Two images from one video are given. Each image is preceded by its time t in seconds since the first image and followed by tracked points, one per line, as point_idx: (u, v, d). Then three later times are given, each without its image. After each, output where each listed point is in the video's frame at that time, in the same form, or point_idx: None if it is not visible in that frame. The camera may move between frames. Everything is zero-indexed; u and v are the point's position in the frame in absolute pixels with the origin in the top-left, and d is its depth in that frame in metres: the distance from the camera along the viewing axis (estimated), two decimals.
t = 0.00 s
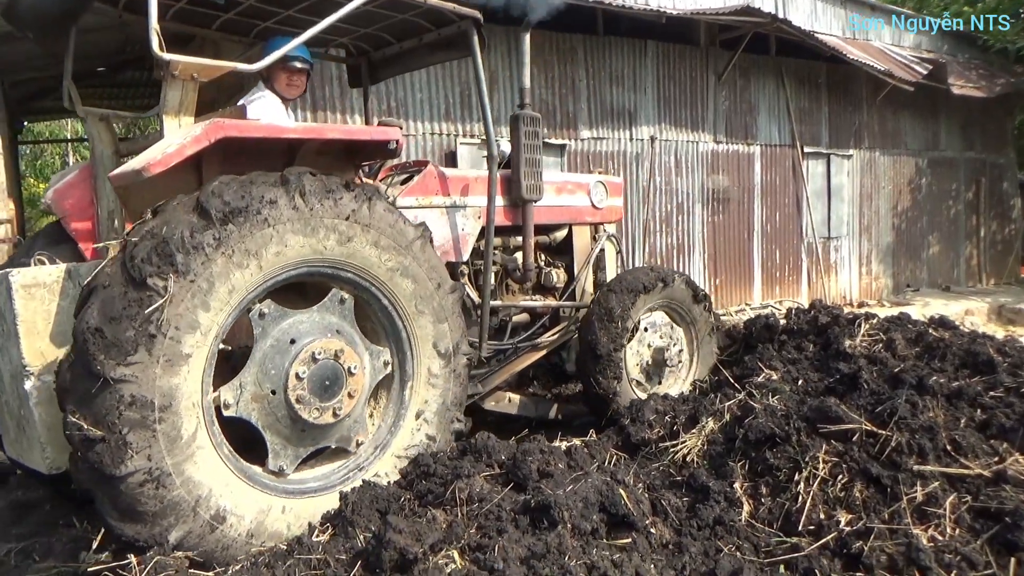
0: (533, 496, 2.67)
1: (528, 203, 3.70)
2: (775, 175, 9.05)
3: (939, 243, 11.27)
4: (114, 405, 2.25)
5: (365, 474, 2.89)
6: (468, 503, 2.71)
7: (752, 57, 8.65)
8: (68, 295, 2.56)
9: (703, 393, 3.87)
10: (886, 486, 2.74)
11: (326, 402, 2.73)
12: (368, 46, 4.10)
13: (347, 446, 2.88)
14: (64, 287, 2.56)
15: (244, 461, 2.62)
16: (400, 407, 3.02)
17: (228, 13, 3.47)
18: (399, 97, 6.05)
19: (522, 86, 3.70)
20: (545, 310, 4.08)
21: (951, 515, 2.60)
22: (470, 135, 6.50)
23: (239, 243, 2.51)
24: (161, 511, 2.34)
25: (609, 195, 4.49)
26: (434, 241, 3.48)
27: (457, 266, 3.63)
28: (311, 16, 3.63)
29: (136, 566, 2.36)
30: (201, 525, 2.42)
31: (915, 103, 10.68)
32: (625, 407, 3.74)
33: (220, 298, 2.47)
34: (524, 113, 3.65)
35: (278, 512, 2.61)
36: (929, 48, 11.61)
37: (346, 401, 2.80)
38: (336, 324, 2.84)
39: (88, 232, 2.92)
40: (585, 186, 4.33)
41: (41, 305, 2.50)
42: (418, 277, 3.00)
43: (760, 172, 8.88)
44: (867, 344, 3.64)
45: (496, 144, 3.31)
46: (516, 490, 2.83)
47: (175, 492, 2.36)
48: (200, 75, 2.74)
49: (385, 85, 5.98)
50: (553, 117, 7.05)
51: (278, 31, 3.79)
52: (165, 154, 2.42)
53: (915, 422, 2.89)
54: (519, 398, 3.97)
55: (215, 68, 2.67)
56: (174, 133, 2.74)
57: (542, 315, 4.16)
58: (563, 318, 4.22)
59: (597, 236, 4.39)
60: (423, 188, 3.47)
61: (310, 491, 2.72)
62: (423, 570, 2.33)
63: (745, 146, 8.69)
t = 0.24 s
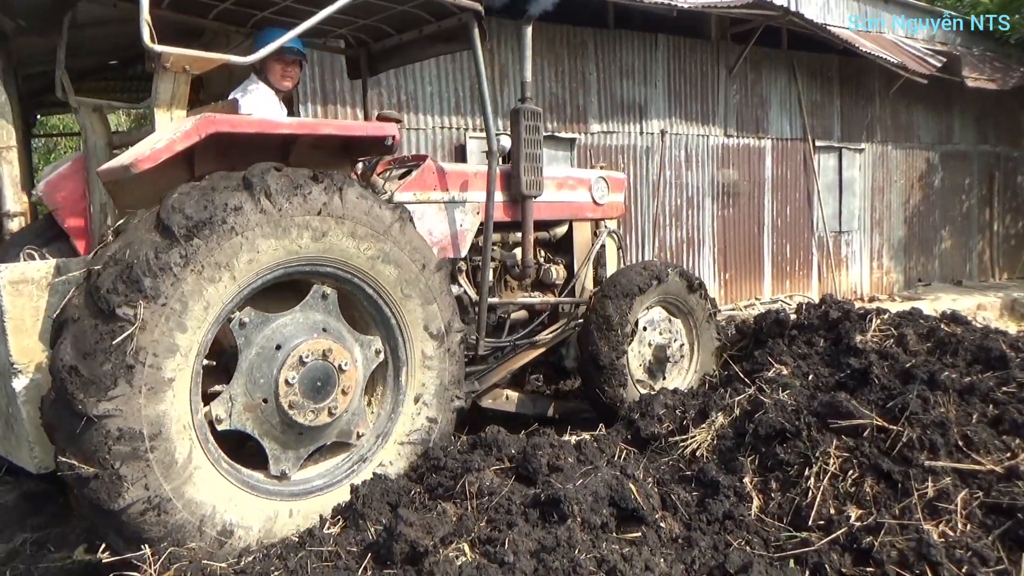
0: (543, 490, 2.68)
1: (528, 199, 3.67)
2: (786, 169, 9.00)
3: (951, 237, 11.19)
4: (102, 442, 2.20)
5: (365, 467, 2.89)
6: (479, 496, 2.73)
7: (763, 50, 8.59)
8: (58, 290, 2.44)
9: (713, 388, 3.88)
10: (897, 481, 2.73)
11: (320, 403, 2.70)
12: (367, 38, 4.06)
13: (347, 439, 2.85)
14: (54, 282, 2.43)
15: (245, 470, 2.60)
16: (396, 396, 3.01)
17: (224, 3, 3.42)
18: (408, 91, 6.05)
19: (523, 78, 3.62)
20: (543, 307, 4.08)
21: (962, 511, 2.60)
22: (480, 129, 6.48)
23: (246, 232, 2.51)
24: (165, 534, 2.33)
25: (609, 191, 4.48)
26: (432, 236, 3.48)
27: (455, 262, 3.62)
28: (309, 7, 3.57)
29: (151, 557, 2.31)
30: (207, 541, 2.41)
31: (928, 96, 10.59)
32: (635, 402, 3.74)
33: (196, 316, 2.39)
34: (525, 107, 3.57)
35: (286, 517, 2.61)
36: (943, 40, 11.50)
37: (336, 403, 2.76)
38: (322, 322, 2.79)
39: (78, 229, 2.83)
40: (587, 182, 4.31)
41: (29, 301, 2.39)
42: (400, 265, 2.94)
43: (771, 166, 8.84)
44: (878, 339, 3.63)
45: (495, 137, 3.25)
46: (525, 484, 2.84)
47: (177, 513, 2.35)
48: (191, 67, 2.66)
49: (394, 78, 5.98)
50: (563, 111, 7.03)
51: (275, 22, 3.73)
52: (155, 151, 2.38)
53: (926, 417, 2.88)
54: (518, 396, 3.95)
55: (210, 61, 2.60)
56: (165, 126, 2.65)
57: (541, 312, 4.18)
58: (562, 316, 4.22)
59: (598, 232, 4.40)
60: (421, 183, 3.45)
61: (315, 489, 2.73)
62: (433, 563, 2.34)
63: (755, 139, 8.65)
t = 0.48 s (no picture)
0: (549, 484, 2.69)
1: (523, 195, 3.65)
2: (795, 164, 8.97)
3: (960, 233, 11.13)
4: (87, 477, 2.16)
5: (359, 458, 2.82)
6: (485, 490, 2.74)
7: (772, 45, 8.55)
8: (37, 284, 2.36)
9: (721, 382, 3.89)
10: (904, 477, 2.73)
11: (307, 404, 2.62)
12: (360, 30, 4.03)
13: (340, 429, 2.79)
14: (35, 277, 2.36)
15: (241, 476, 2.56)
16: (385, 386, 2.92)
17: None
18: (416, 86, 6.05)
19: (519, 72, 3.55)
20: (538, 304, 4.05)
21: (969, 507, 2.60)
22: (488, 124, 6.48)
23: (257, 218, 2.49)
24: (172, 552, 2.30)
25: (607, 187, 4.44)
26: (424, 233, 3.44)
27: (448, 259, 3.65)
28: None
29: (161, 549, 2.28)
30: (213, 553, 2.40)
31: (938, 91, 10.53)
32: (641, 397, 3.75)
33: (166, 336, 2.30)
34: (520, 102, 3.51)
35: (289, 517, 2.59)
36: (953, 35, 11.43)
37: (320, 407, 2.66)
38: (299, 320, 2.68)
39: (67, 231, 2.82)
40: (583, 177, 4.27)
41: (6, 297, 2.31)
42: (376, 253, 2.81)
43: (779, 161, 8.81)
44: (886, 335, 3.62)
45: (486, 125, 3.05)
46: (532, 478, 2.85)
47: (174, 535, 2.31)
48: (175, 60, 2.53)
49: (401, 73, 5.97)
50: (571, 105, 7.02)
51: (264, 14, 3.65)
52: (133, 145, 2.28)
53: (934, 413, 2.87)
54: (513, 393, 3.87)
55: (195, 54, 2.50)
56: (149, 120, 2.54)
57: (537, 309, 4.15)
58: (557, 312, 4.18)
59: (594, 228, 4.36)
60: (414, 178, 3.41)
61: (314, 486, 2.69)
62: (440, 555, 2.36)
63: (764, 135, 8.61)
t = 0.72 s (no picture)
0: (553, 478, 2.71)
1: (516, 192, 3.50)
2: (801, 160, 8.94)
3: (967, 229, 11.09)
4: (72, 512, 2.17)
5: (350, 449, 2.80)
6: (490, 484, 2.75)
7: (778, 40, 8.52)
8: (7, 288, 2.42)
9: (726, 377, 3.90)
10: (908, 472, 2.73)
11: (290, 405, 2.60)
12: (351, 23, 4.03)
13: (329, 421, 2.76)
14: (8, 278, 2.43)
15: (235, 482, 2.57)
16: (369, 373, 2.87)
17: None
18: (421, 82, 6.05)
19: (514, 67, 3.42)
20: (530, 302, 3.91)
21: (973, 503, 2.60)
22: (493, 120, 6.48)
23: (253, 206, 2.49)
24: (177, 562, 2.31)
25: (602, 183, 4.36)
26: (414, 229, 3.33)
27: (438, 257, 3.49)
28: None
29: (166, 541, 2.31)
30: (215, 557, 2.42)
31: (945, 86, 10.48)
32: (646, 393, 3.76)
33: (132, 363, 2.26)
34: (514, 97, 3.39)
35: (288, 516, 2.61)
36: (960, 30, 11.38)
37: (302, 409, 2.63)
38: (272, 322, 2.62)
39: (50, 231, 2.68)
40: (578, 173, 4.18)
41: None
42: (344, 241, 2.71)
43: (785, 157, 8.79)
44: (891, 331, 3.62)
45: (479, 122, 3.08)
46: (536, 473, 2.86)
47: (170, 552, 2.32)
48: (154, 53, 2.50)
49: (406, 69, 5.97)
50: (576, 101, 7.02)
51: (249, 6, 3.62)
52: (108, 143, 2.26)
53: (938, 409, 2.87)
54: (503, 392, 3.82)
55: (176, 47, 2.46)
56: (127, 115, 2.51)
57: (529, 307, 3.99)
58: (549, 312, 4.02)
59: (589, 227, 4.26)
60: (404, 174, 3.31)
61: (310, 482, 2.69)
62: (444, 549, 2.37)
63: (769, 130, 8.59)
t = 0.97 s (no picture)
0: (552, 475, 2.71)
1: (504, 189, 3.48)
2: (801, 157, 8.94)
3: (966, 227, 11.08)
4: (59, 550, 2.16)
5: (338, 441, 2.77)
6: (489, 481, 2.76)
7: (779, 37, 8.51)
8: None
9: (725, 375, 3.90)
10: (906, 471, 2.74)
11: (269, 410, 2.55)
12: (339, 14, 4.04)
13: (314, 416, 2.71)
14: None
15: (223, 488, 2.56)
16: (350, 364, 2.82)
17: None
18: (422, 78, 6.04)
19: (504, 62, 3.40)
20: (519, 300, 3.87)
21: (971, 501, 2.60)
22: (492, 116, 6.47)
23: (247, 197, 2.49)
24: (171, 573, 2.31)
25: (593, 180, 4.32)
26: (400, 228, 3.32)
27: (425, 256, 3.48)
28: None
29: (166, 536, 2.32)
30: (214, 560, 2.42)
31: (946, 84, 10.47)
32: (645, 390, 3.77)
33: (97, 395, 2.21)
34: (503, 93, 3.39)
35: (283, 517, 2.60)
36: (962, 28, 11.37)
37: (282, 415, 2.58)
38: (240, 328, 2.54)
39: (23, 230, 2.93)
40: (568, 170, 4.15)
41: None
42: (306, 235, 2.62)
43: (785, 154, 8.79)
44: (890, 329, 3.62)
45: (468, 119, 3.03)
46: (535, 470, 2.86)
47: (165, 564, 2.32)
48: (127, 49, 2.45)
49: (407, 65, 5.96)
50: (577, 98, 7.01)
51: None
52: (76, 144, 2.25)
53: (937, 407, 2.88)
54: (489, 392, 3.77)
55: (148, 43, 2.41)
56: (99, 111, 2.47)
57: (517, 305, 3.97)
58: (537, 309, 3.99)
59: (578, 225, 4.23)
60: (390, 171, 3.29)
61: (301, 479, 2.68)
62: (443, 545, 2.37)
63: (770, 128, 8.58)
